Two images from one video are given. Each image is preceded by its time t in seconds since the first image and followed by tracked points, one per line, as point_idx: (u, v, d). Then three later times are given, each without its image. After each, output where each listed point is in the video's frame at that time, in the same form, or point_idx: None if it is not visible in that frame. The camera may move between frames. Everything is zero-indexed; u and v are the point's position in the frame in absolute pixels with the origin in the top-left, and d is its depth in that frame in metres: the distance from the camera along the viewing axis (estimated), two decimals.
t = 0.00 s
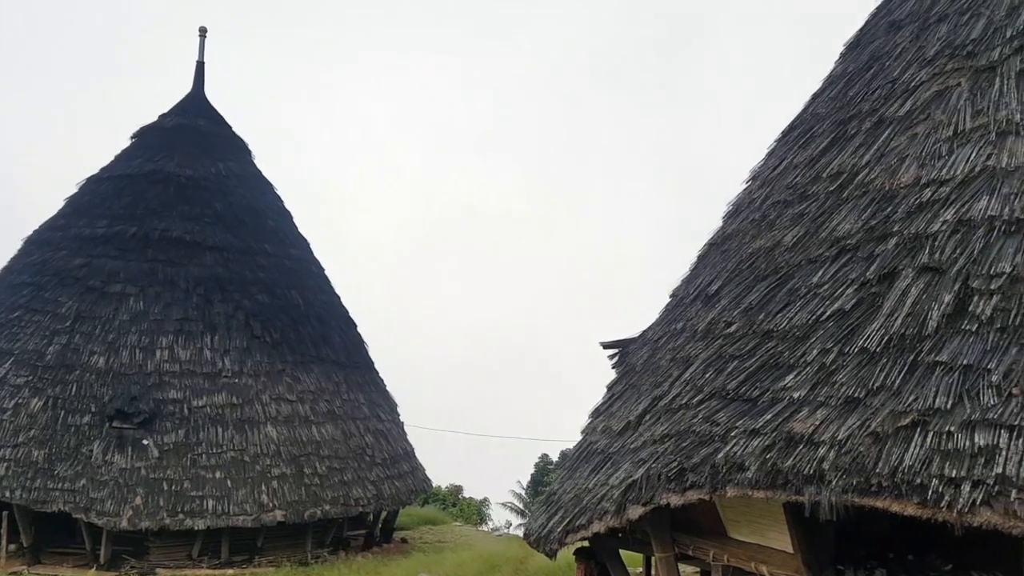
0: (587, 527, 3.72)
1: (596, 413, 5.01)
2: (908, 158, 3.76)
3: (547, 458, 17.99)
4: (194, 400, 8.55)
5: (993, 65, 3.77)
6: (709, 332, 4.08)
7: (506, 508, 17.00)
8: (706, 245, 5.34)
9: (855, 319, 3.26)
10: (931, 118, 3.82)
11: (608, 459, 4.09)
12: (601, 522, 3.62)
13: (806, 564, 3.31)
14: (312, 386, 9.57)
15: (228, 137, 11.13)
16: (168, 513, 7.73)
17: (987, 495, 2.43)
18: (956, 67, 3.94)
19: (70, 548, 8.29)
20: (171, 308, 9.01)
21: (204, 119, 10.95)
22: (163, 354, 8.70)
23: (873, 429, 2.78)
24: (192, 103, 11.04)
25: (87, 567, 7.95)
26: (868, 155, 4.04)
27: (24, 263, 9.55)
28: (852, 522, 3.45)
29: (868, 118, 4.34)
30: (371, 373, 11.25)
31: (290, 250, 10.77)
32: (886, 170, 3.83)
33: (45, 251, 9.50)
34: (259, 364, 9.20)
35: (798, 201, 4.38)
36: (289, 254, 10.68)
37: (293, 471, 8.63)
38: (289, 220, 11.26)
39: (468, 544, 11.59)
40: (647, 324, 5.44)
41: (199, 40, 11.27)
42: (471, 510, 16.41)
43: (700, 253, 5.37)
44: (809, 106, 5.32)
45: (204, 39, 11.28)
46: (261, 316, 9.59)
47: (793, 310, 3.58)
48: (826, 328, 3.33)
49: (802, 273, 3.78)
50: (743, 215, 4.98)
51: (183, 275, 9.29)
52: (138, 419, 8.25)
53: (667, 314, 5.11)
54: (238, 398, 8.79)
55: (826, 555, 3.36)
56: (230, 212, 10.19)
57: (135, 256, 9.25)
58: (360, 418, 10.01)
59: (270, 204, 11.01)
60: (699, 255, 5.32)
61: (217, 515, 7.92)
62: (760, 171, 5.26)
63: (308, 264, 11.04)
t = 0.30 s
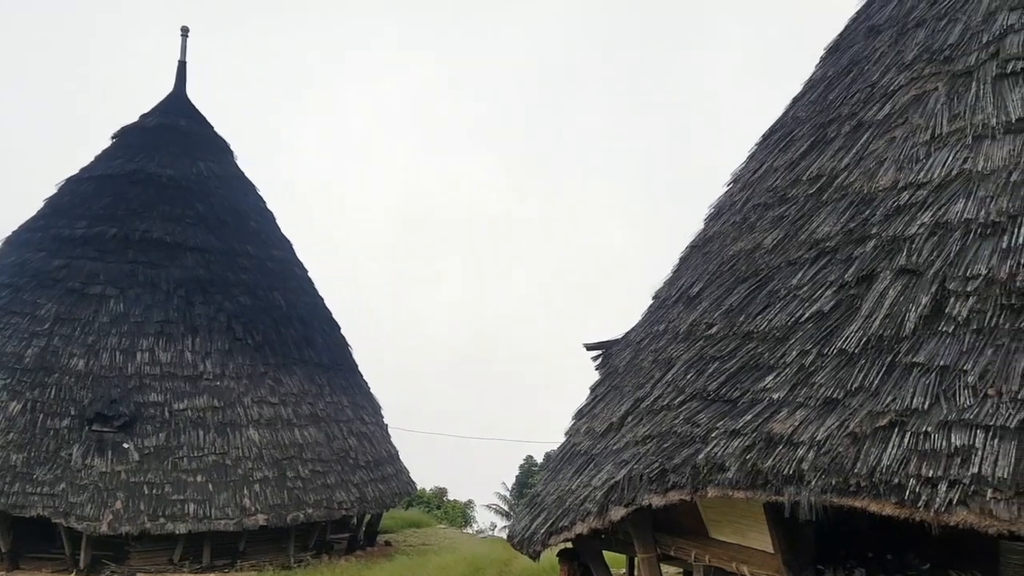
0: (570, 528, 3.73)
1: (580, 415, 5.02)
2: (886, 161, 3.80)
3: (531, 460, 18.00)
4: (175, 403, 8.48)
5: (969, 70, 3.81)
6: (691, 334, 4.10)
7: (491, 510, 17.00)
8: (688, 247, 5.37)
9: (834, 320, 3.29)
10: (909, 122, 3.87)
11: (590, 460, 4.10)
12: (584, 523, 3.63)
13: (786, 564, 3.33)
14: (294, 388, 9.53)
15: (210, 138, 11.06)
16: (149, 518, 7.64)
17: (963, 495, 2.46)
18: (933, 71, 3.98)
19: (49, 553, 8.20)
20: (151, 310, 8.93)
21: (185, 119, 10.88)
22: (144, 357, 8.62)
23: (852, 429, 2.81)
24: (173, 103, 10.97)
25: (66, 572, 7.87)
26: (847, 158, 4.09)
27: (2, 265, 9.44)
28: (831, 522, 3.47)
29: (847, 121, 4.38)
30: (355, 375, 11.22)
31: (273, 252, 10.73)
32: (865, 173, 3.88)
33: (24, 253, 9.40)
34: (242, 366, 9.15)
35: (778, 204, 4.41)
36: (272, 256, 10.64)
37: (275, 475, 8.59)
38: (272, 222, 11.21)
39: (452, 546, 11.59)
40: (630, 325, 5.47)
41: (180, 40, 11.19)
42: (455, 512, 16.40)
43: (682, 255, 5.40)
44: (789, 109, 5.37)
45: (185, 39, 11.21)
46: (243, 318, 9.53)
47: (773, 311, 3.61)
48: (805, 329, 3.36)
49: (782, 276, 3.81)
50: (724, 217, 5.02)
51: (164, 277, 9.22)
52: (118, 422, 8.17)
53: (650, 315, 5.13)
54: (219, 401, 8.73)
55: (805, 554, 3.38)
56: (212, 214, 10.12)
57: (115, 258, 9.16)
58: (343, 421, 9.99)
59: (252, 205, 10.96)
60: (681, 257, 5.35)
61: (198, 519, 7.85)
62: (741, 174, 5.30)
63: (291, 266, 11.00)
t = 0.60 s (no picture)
0: (553, 531, 3.73)
1: (562, 417, 5.03)
2: (864, 165, 3.84)
3: (516, 463, 17.99)
4: (155, 407, 8.40)
5: (946, 74, 3.86)
6: (672, 337, 4.12)
7: (475, 513, 16.97)
8: (670, 250, 5.39)
9: (813, 323, 3.32)
10: (887, 126, 3.91)
11: (573, 462, 4.11)
12: (567, 525, 3.64)
13: (766, 565, 3.36)
14: (277, 392, 9.48)
15: (191, 140, 10.99)
16: (129, 523, 7.56)
17: (940, 495, 2.49)
18: (911, 76, 4.03)
19: (28, 559, 8.10)
20: (132, 313, 8.85)
21: (166, 121, 10.80)
22: (124, 360, 8.54)
23: (830, 430, 2.83)
24: (154, 104, 10.88)
25: None
26: (826, 162, 4.12)
27: None
28: (811, 523, 3.50)
29: (826, 125, 4.42)
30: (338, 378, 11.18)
31: (255, 255, 10.67)
32: (843, 177, 3.91)
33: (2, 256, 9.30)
34: (223, 370, 9.09)
35: (758, 207, 4.45)
36: (254, 259, 10.58)
37: (257, 479, 8.54)
38: (255, 225, 11.15)
39: (436, 550, 11.57)
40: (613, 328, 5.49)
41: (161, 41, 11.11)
42: (439, 515, 16.37)
43: (664, 258, 5.42)
44: (769, 113, 5.41)
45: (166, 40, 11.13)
46: (225, 322, 9.47)
47: (753, 314, 3.63)
48: (784, 332, 3.39)
49: (762, 278, 3.84)
50: (706, 220, 5.05)
51: (145, 280, 9.14)
52: (97, 426, 8.08)
53: (632, 318, 5.15)
54: (200, 405, 8.66)
55: (785, 555, 3.40)
56: (193, 216, 10.05)
57: (95, 260, 9.07)
58: (326, 424, 9.95)
59: (234, 208, 10.89)
60: (663, 259, 5.37)
61: (179, 524, 7.78)
62: (722, 178, 5.33)
63: (273, 269, 10.94)
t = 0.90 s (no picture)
0: (534, 534, 3.74)
1: (544, 421, 5.04)
2: (842, 170, 3.88)
3: (499, 467, 17.97)
4: (134, 412, 8.31)
5: (921, 81, 3.91)
6: (653, 340, 4.15)
7: (458, 517, 16.93)
8: (651, 254, 5.42)
9: (790, 326, 3.35)
10: (864, 132, 3.96)
11: (555, 465, 4.12)
12: (548, 528, 3.64)
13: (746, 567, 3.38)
14: (257, 396, 9.42)
15: (171, 142, 10.91)
16: (107, 529, 7.46)
17: (915, 497, 2.52)
18: (888, 83, 4.08)
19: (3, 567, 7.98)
20: (110, 317, 8.75)
21: (146, 123, 10.72)
22: (102, 365, 8.44)
23: (807, 433, 2.86)
24: (133, 106, 10.79)
25: None
26: (804, 167, 4.17)
27: None
28: (789, 524, 3.53)
29: (804, 131, 4.47)
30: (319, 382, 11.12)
31: (236, 258, 10.61)
32: (821, 182, 3.96)
33: None
34: (203, 374, 9.02)
35: (737, 212, 4.49)
36: (234, 262, 10.51)
37: (237, 484, 8.48)
38: (235, 228, 11.08)
39: (418, 555, 11.55)
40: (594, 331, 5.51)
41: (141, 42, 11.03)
42: (421, 520, 16.32)
43: (645, 262, 5.45)
44: (749, 118, 5.46)
45: (146, 41, 11.05)
46: (204, 325, 9.40)
47: (732, 318, 3.66)
48: (762, 335, 3.42)
49: (741, 282, 3.87)
50: (686, 224, 5.08)
51: (123, 283, 9.05)
52: (75, 431, 7.98)
53: (614, 321, 5.18)
54: (179, 410, 8.59)
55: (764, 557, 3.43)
56: (172, 219, 9.97)
57: (72, 263, 8.96)
58: (307, 429, 9.90)
59: (214, 210, 10.82)
60: (644, 263, 5.40)
61: (157, 530, 7.68)
62: (702, 182, 5.38)
63: (254, 272, 10.88)
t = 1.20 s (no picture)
0: (512, 537, 3.74)
1: (523, 424, 5.05)
2: (816, 176, 3.93)
3: (478, 470, 17.95)
4: (106, 415, 8.19)
5: (894, 89, 3.97)
6: (630, 343, 4.17)
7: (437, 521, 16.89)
8: (629, 258, 5.45)
9: (764, 330, 3.39)
10: (838, 138, 4.01)
11: (533, 468, 4.13)
12: (526, 531, 3.65)
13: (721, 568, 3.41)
14: (232, 400, 9.35)
15: (147, 142, 10.80)
16: (79, 534, 7.33)
17: (885, 499, 2.55)
18: (861, 90, 4.14)
19: None
20: (83, 319, 8.63)
21: (121, 123, 10.60)
22: (74, 368, 8.31)
23: (781, 435, 2.89)
24: (108, 106, 10.68)
25: None
26: (779, 173, 4.22)
27: None
28: (764, 527, 3.56)
29: (780, 137, 4.52)
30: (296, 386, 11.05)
31: (212, 260, 10.53)
32: (795, 188, 4.00)
33: None
34: (177, 377, 8.93)
35: (713, 216, 4.53)
36: (210, 264, 10.44)
37: (212, 489, 8.38)
38: (212, 230, 10.99)
39: (396, 559, 11.51)
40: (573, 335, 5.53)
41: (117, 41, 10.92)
42: (400, 524, 16.26)
43: (624, 266, 5.48)
44: (726, 124, 5.51)
45: (122, 40, 10.94)
46: (179, 328, 9.32)
47: (708, 321, 3.69)
48: (737, 339, 3.46)
49: (716, 286, 3.91)
50: (664, 228, 5.11)
51: (97, 285, 8.94)
52: (46, 435, 7.85)
53: (592, 325, 5.20)
54: (153, 413, 8.49)
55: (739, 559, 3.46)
56: (147, 221, 9.87)
57: (45, 264, 8.83)
58: (284, 433, 9.83)
59: (190, 212, 10.73)
60: (622, 267, 5.42)
61: (130, 535, 7.55)
62: (680, 187, 5.42)
63: (230, 274, 10.80)
